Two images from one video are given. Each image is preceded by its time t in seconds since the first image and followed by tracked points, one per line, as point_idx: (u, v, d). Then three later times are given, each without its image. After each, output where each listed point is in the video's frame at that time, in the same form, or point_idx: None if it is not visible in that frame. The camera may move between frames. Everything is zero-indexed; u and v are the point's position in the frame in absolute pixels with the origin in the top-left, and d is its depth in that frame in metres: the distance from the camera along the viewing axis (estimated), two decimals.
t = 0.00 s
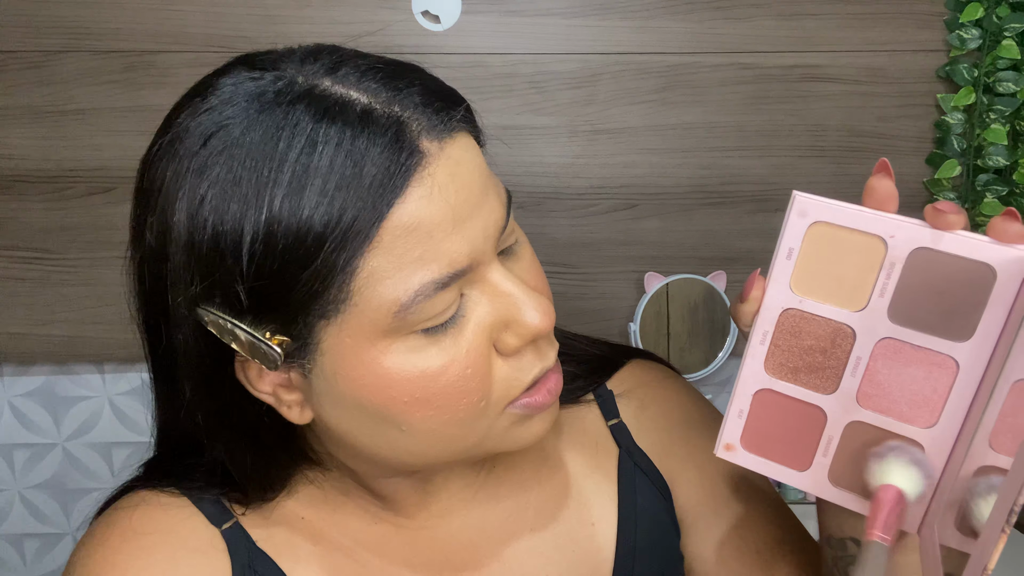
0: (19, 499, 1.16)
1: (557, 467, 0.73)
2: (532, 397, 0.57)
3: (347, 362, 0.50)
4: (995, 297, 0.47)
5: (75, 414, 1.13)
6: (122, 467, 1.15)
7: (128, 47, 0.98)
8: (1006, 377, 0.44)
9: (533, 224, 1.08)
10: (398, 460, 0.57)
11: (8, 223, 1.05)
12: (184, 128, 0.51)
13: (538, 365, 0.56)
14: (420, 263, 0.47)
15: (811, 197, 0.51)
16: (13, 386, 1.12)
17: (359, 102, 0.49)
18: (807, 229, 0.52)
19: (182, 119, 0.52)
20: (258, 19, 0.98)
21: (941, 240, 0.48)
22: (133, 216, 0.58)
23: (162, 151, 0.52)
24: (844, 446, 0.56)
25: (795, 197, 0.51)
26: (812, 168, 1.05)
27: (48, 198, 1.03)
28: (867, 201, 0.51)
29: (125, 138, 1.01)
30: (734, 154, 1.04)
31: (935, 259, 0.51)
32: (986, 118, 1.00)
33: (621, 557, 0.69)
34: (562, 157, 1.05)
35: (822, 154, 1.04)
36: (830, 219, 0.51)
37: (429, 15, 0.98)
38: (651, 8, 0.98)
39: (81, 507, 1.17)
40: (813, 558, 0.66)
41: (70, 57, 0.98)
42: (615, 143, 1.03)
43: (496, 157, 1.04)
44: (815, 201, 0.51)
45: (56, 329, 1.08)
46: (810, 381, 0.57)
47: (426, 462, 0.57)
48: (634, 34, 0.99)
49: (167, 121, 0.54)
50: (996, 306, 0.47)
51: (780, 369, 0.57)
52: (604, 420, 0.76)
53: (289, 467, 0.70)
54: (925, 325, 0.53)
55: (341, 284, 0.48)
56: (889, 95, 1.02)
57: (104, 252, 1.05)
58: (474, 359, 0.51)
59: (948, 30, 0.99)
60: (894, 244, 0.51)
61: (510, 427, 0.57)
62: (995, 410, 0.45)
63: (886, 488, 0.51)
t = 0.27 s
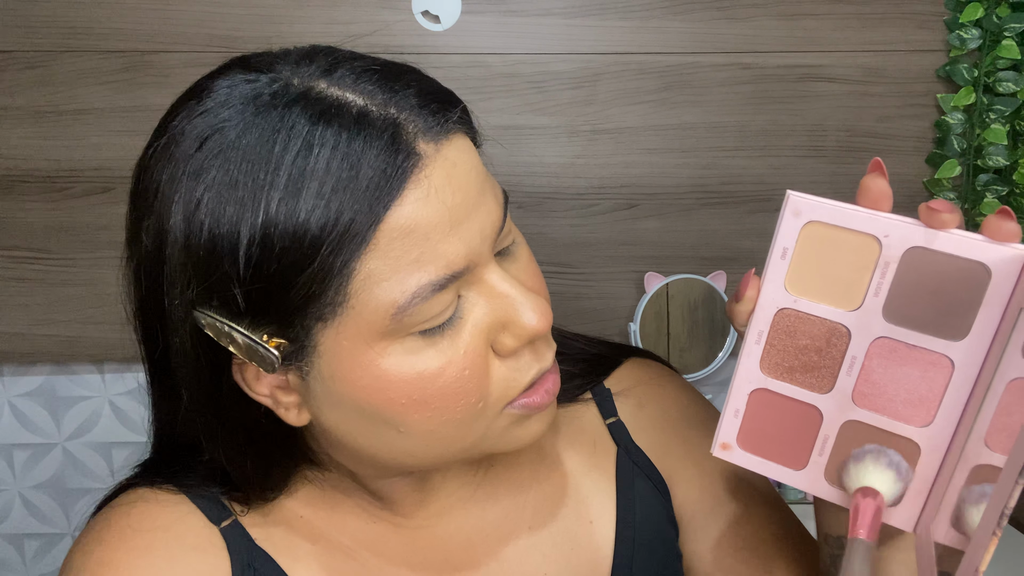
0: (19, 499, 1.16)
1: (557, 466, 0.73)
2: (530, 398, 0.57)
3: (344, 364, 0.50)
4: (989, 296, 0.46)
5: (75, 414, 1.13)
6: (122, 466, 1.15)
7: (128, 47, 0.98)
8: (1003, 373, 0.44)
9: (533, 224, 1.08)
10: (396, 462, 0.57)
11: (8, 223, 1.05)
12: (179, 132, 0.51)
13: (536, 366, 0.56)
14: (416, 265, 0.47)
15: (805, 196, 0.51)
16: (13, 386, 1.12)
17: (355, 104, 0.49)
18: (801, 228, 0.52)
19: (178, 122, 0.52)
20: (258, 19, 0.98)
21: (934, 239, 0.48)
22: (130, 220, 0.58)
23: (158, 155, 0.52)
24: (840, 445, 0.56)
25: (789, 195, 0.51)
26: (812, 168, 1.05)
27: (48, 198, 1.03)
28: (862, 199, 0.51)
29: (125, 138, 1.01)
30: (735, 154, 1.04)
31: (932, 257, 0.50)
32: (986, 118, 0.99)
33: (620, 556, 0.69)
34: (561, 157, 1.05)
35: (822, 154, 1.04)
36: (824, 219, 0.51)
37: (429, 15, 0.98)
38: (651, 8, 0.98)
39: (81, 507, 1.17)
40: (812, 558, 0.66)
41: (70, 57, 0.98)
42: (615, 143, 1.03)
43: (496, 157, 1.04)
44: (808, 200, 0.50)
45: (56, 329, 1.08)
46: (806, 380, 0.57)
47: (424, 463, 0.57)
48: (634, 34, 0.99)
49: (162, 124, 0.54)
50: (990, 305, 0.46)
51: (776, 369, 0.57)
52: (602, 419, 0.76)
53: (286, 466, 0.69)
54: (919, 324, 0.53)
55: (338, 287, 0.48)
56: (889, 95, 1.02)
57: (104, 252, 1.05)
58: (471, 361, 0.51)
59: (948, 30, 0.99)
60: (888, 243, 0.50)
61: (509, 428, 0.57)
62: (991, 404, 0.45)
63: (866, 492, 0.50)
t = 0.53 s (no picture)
0: (19, 499, 1.16)
1: (556, 467, 0.73)
2: (531, 401, 0.57)
3: (345, 366, 0.50)
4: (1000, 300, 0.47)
5: (75, 414, 1.13)
6: (122, 467, 1.15)
7: (128, 47, 0.98)
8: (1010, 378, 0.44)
9: (533, 224, 1.08)
10: (396, 464, 0.57)
11: (7, 223, 1.04)
12: (182, 132, 0.51)
13: (538, 369, 0.56)
14: (418, 268, 0.47)
15: (816, 198, 0.50)
16: (13, 386, 1.12)
17: (358, 106, 0.49)
18: (811, 230, 0.52)
19: (181, 122, 0.52)
20: (258, 19, 0.98)
21: (946, 243, 0.48)
22: (132, 219, 0.58)
23: (161, 155, 0.52)
24: (846, 447, 0.56)
25: (799, 198, 0.50)
26: (812, 168, 1.05)
27: (48, 198, 1.03)
28: (872, 202, 0.51)
29: (125, 137, 1.01)
30: (734, 154, 1.04)
31: (940, 261, 0.51)
32: (986, 118, 0.99)
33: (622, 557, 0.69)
34: (561, 157, 1.05)
35: (822, 154, 1.04)
36: (835, 221, 0.51)
37: (429, 15, 0.98)
38: (651, 8, 0.98)
39: (81, 508, 1.17)
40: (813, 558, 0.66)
41: (70, 57, 0.98)
42: (615, 143, 1.03)
43: (496, 157, 1.04)
44: (820, 202, 0.50)
45: (55, 329, 1.08)
46: (814, 383, 0.57)
47: (425, 465, 0.57)
48: (634, 34, 0.99)
49: (165, 124, 0.54)
50: (1001, 308, 0.47)
51: (784, 370, 0.57)
52: (604, 421, 0.76)
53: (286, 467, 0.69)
54: (927, 327, 0.53)
55: (340, 289, 0.48)
56: (889, 95, 1.02)
57: (103, 252, 1.05)
58: (473, 364, 0.51)
59: (948, 30, 0.99)
60: (898, 247, 0.50)
61: (510, 430, 0.57)
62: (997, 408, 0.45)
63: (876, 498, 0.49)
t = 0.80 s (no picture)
0: (19, 498, 1.16)
1: (555, 468, 0.74)
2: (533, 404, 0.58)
3: (348, 366, 0.50)
4: None
5: (75, 414, 1.13)
6: (121, 467, 1.14)
7: (128, 47, 0.98)
8: None
9: (533, 224, 1.08)
10: (398, 464, 0.57)
11: (8, 223, 1.04)
12: (187, 131, 0.51)
13: (539, 371, 0.56)
14: (421, 270, 0.47)
15: (838, 212, 0.50)
16: (13, 386, 1.12)
17: (362, 106, 0.49)
18: (831, 243, 0.52)
19: (186, 121, 0.52)
20: (258, 19, 0.98)
21: (969, 260, 0.48)
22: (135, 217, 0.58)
23: (165, 153, 0.52)
24: (860, 463, 0.56)
25: (821, 210, 0.51)
26: (812, 168, 1.05)
27: (48, 198, 1.03)
28: (894, 218, 0.51)
29: (125, 137, 1.01)
30: (734, 154, 1.04)
31: (960, 278, 0.51)
32: (987, 118, 1.00)
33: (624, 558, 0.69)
34: (562, 157, 1.05)
35: (822, 154, 1.04)
36: (856, 234, 0.51)
37: (429, 15, 0.98)
38: (651, 8, 0.98)
39: (81, 507, 1.16)
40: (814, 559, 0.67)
41: (70, 57, 0.98)
42: (615, 143, 1.03)
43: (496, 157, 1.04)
44: (842, 215, 0.50)
45: (55, 329, 1.08)
46: (829, 398, 0.57)
47: (425, 466, 0.57)
48: (634, 34, 0.99)
49: (170, 122, 0.54)
50: None
51: (799, 387, 0.57)
52: (608, 423, 0.76)
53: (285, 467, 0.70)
54: (946, 345, 0.53)
55: (343, 290, 0.48)
56: (889, 95, 1.02)
57: (103, 252, 1.05)
58: (475, 366, 0.51)
59: (948, 30, 0.99)
60: (921, 262, 0.51)
61: (511, 432, 0.57)
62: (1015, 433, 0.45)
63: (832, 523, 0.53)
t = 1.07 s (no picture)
0: (18, 499, 1.14)
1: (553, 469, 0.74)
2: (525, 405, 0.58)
3: (337, 368, 0.50)
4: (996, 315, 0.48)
5: (74, 415, 1.12)
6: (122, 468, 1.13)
7: (128, 47, 0.98)
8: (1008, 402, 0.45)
9: (533, 225, 1.08)
10: (390, 466, 0.57)
11: (7, 223, 1.04)
12: (175, 133, 0.51)
13: (531, 372, 0.56)
14: (409, 271, 0.47)
15: (801, 224, 0.52)
16: (14, 386, 1.11)
17: (350, 107, 0.49)
18: (799, 254, 0.53)
19: (175, 123, 0.52)
20: (258, 19, 0.98)
21: (937, 260, 0.49)
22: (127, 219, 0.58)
23: (155, 155, 0.52)
24: (850, 479, 0.56)
25: (784, 224, 0.52)
26: (812, 168, 1.05)
27: (48, 198, 1.03)
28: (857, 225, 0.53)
29: (125, 138, 1.01)
30: (735, 154, 1.04)
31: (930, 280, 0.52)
32: (986, 118, 1.00)
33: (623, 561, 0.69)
34: (562, 157, 1.05)
35: (822, 154, 1.04)
36: (821, 245, 0.52)
37: (429, 15, 0.98)
38: (651, 8, 0.98)
39: (81, 508, 1.15)
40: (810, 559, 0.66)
41: (69, 57, 0.98)
42: (615, 143, 1.03)
43: (496, 157, 1.04)
44: (806, 227, 0.52)
45: (56, 329, 1.08)
46: (811, 414, 0.56)
47: (418, 469, 0.57)
48: (634, 34, 0.99)
49: (160, 124, 0.54)
50: (998, 323, 0.48)
51: (780, 405, 0.56)
52: (606, 423, 0.76)
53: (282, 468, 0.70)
54: (925, 349, 0.53)
55: (332, 290, 0.48)
56: (888, 95, 1.02)
57: (103, 252, 1.05)
58: (465, 367, 0.51)
59: (948, 30, 0.99)
60: (889, 266, 0.52)
61: (503, 434, 0.57)
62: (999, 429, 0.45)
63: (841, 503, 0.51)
